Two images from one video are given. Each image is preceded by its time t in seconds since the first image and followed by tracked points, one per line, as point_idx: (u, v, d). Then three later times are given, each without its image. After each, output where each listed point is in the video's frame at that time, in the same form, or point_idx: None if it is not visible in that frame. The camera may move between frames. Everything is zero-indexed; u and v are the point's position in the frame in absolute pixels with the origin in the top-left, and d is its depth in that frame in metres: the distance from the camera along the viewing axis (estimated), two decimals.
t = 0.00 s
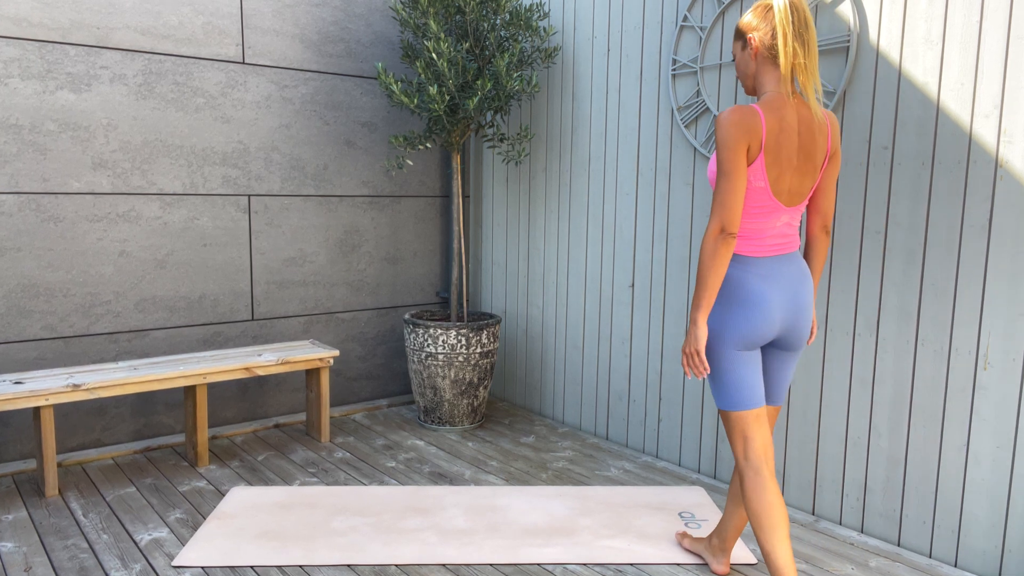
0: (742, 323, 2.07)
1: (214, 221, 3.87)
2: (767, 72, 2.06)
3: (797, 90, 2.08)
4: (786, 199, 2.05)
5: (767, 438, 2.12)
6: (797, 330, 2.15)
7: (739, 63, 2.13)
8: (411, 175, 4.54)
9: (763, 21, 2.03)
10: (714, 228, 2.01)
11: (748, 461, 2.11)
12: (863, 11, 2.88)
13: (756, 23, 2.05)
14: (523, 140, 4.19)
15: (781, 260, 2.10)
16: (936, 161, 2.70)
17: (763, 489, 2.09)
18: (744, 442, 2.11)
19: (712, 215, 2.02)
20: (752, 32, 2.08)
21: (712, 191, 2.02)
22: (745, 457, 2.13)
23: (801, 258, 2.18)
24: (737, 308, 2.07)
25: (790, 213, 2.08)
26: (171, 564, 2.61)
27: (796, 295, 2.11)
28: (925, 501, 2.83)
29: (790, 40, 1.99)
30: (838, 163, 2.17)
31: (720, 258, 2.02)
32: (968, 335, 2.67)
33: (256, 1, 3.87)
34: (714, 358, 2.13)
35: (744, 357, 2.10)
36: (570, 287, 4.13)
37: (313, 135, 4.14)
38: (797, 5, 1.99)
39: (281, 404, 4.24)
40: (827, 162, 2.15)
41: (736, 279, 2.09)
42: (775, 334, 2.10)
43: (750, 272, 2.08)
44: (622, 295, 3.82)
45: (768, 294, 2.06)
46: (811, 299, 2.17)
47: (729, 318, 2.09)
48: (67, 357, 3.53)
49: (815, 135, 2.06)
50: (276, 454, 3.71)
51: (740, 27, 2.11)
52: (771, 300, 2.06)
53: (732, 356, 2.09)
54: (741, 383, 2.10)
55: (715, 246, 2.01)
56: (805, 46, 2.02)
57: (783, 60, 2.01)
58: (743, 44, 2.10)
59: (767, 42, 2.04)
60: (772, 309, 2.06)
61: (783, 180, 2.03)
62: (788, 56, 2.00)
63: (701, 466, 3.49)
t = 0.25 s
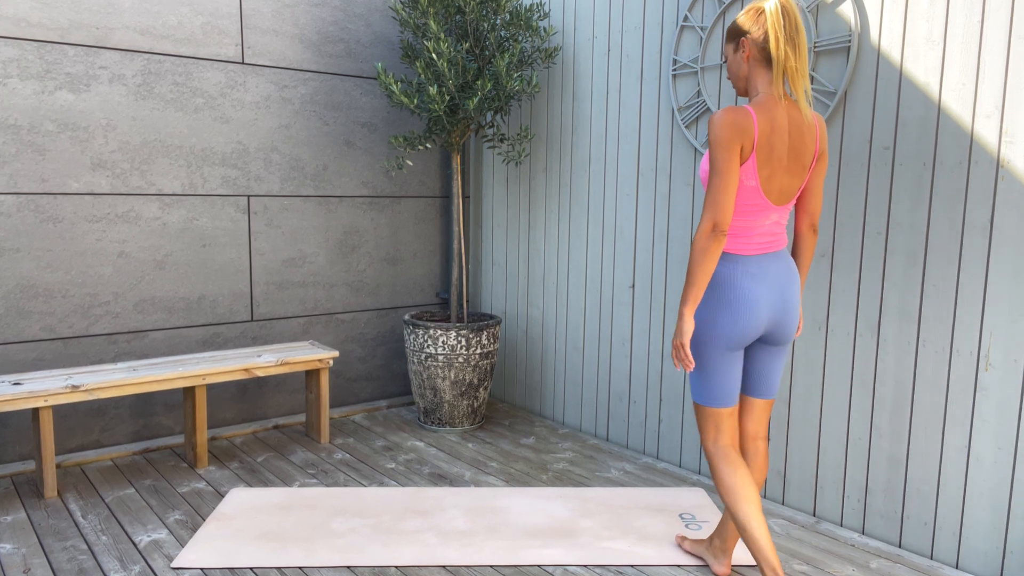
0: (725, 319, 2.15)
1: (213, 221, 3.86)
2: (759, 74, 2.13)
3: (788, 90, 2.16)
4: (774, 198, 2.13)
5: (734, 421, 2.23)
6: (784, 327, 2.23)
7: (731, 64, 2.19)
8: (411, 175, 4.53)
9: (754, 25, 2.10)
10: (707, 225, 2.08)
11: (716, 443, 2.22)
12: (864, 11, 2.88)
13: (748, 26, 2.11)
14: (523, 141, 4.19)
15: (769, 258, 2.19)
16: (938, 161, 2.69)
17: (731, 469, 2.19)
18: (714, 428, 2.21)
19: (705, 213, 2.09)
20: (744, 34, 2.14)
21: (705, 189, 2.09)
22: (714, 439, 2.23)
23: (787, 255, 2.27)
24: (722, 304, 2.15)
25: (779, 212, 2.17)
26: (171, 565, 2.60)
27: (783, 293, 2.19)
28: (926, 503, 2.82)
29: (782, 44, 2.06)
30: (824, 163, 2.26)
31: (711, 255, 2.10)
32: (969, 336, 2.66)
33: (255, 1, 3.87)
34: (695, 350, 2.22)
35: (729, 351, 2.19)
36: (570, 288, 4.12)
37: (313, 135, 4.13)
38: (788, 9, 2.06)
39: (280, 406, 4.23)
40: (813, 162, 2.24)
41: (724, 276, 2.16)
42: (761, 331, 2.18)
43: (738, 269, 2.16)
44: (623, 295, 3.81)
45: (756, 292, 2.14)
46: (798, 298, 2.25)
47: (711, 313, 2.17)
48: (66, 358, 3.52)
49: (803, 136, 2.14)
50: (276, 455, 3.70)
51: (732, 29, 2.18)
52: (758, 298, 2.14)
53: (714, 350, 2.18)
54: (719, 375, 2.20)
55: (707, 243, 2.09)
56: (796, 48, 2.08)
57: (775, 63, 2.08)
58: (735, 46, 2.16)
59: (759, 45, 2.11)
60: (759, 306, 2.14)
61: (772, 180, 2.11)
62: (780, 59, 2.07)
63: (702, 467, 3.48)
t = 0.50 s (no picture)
0: (709, 312, 2.23)
1: (212, 222, 3.85)
2: (752, 75, 2.21)
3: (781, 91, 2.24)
4: (768, 196, 2.20)
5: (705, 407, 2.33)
6: (773, 327, 2.29)
7: (723, 66, 2.27)
8: (411, 176, 4.53)
9: (747, 28, 2.19)
10: (703, 221, 2.14)
11: (685, 427, 2.33)
12: (865, 11, 2.87)
13: (741, 29, 2.20)
14: (524, 141, 4.18)
15: (762, 256, 2.25)
16: (939, 162, 2.68)
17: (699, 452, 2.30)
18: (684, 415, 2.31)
19: (701, 209, 2.14)
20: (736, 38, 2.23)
21: (701, 186, 2.14)
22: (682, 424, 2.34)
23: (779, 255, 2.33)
24: (709, 298, 2.23)
25: (772, 210, 2.23)
26: (170, 566, 2.59)
27: (773, 293, 2.26)
28: (927, 504, 2.81)
29: (776, 45, 2.16)
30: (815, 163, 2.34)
31: (706, 250, 2.15)
32: (971, 337, 2.65)
33: (254, 2, 3.86)
34: (680, 341, 2.30)
35: (712, 347, 2.26)
36: (570, 288, 4.11)
37: (312, 136, 4.12)
38: (780, 12, 2.16)
39: (280, 407, 4.22)
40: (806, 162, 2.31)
41: (715, 272, 2.23)
42: (749, 328, 2.24)
43: (731, 267, 2.22)
44: (623, 296, 3.79)
45: (745, 289, 2.21)
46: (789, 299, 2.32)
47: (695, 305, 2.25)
48: (65, 359, 3.51)
49: (796, 135, 2.22)
50: (275, 456, 3.69)
51: (723, 33, 2.26)
52: (742, 295, 2.21)
53: (696, 342, 2.26)
54: (700, 368, 2.27)
55: (703, 239, 2.14)
56: (789, 49, 2.17)
57: (769, 63, 2.17)
58: (727, 48, 2.25)
59: (752, 46, 2.20)
60: (748, 303, 2.21)
61: (767, 178, 2.18)
62: (775, 59, 2.16)
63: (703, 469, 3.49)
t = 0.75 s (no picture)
0: (696, 307, 2.28)
1: (212, 223, 3.84)
2: (745, 75, 2.25)
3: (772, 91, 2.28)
4: (762, 193, 2.24)
5: (690, 398, 2.40)
6: (764, 325, 2.32)
7: (716, 67, 2.31)
8: (411, 177, 4.52)
9: (739, 29, 2.23)
10: (697, 218, 2.19)
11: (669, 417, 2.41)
12: (866, 12, 2.86)
13: (732, 30, 2.24)
14: (524, 141, 4.17)
15: (756, 253, 2.29)
16: (940, 162, 2.67)
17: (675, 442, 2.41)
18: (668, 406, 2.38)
19: (695, 207, 2.19)
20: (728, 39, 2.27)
21: (695, 184, 2.19)
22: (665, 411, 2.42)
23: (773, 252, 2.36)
24: (697, 292, 2.28)
25: (766, 207, 2.27)
26: (169, 569, 2.58)
27: (764, 292, 2.29)
28: (929, 506, 2.80)
29: (768, 45, 2.20)
30: (808, 161, 2.38)
31: (699, 246, 2.21)
32: (972, 338, 2.64)
33: (254, 2, 3.85)
34: (670, 334, 2.35)
35: (702, 343, 2.30)
36: (570, 289, 4.10)
37: (311, 136, 4.11)
38: (772, 14, 2.21)
39: (279, 408, 4.21)
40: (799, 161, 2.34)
41: (706, 267, 2.28)
42: (738, 326, 2.28)
43: (723, 263, 2.26)
44: (624, 297, 3.79)
45: (734, 286, 2.25)
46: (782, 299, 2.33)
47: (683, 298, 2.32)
48: (63, 360, 3.50)
49: (789, 133, 2.26)
50: (274, 458, 3.68)
51: (715, 35, 2.30)
52: (735, 292, 2.25)
53: (683, 336, 2.31)
54: (686, 360, 2.33)
55: (696, 235, 2.19)
56: (781, 49, 2.22)
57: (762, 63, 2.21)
58: (719, 49, 2.28)
59: (745, 47, 2.24)
60: (736, 300, 2.24)
61: (760, 176, 2.22)
62: (767, 59, 2.21)
63: (705, 471, 3.51)
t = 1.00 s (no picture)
0: (688, 308, 2.31)
1: (211, 223, 3.83)
2: (737, 76, 2.26)
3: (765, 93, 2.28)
4: (753, 192, 2.25)
5: (684, 398, 2.44)
6: (757, 324, 2.33)
7: (709, 69, 2.32)
8: (411, 177, 4.51)
9: (731, 31, 2.24)
10: (686, 217, 2.22)
11: (662, 415, 2.46)
12: (867, 11, 2.85)
13: (725, 32, 2.25)
14: (524, 142, 4.16)
15: (749, 252, 2.30)
16: (942, 162, 2.66)
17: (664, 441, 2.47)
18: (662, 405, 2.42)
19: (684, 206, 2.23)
20: (721, 41, 2.27)
21: (685, 184, 2.23)
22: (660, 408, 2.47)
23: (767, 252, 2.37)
24: (690, 293, 2.30)
25: (759, 206, 2.27)
26: (168, 570, 2.57)
27: (757, 291, 2.30)
28: (930, 507, 2.79)
29: (760, 48, 2.19)
30: (801, 162, 2.37)
31: (689, 245, 2.24)
32: (973, 338, 2.63)
33: (253, 2, 3.84)
34: (665, 335, 2.39)
35: (694, 343, 2.34)
36: (570, 289, 4.09)
37: (311, 136, 4.10)
38: (764, 16, 2.20)
39: (279, 409, 4.20)
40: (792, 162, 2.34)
41: (698, 267, 2.30)
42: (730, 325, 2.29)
43: (716, 263, 2.28)
44: (624, 298, 3.78)
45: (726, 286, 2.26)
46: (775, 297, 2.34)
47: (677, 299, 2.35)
48: (62, 361, 3.49)
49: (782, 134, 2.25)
50: (274, 459, 3.67)
51: (710, 37, 2.31)
52: (726, 293, 2.26)
53: (677, 335, 2.35)
54: (680, 358, 2.37)
55: (686, 234, 2.22)
56: (773, 51, 2.21)
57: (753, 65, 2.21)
58: (713, 51, 2.30)
59: (737, 49, 2.24)
60: (727, 301, 2.26)
61: (750, 176, 2.22)
62: (759, 62, 2.20)
63: (705, 472, 3.50)
